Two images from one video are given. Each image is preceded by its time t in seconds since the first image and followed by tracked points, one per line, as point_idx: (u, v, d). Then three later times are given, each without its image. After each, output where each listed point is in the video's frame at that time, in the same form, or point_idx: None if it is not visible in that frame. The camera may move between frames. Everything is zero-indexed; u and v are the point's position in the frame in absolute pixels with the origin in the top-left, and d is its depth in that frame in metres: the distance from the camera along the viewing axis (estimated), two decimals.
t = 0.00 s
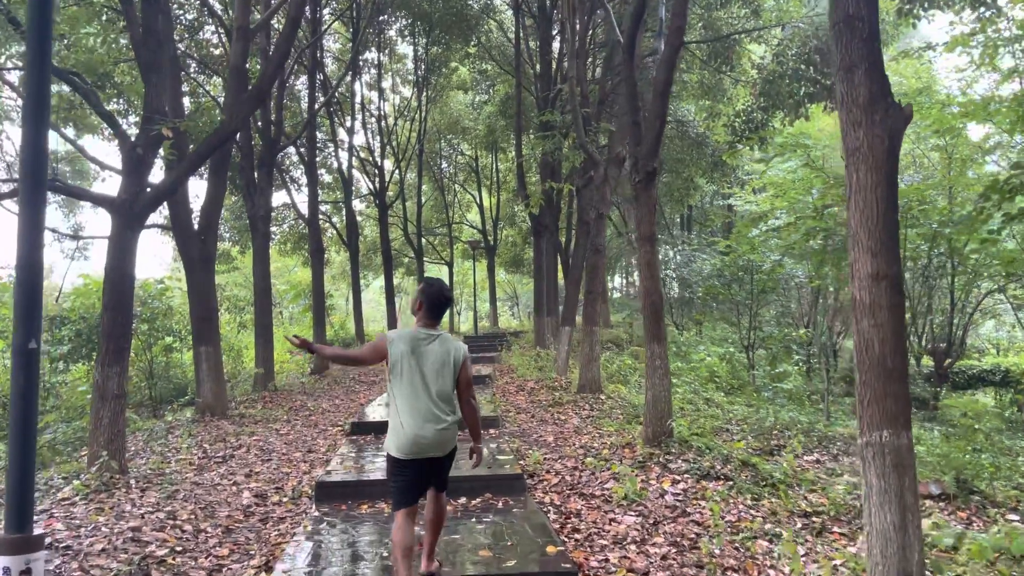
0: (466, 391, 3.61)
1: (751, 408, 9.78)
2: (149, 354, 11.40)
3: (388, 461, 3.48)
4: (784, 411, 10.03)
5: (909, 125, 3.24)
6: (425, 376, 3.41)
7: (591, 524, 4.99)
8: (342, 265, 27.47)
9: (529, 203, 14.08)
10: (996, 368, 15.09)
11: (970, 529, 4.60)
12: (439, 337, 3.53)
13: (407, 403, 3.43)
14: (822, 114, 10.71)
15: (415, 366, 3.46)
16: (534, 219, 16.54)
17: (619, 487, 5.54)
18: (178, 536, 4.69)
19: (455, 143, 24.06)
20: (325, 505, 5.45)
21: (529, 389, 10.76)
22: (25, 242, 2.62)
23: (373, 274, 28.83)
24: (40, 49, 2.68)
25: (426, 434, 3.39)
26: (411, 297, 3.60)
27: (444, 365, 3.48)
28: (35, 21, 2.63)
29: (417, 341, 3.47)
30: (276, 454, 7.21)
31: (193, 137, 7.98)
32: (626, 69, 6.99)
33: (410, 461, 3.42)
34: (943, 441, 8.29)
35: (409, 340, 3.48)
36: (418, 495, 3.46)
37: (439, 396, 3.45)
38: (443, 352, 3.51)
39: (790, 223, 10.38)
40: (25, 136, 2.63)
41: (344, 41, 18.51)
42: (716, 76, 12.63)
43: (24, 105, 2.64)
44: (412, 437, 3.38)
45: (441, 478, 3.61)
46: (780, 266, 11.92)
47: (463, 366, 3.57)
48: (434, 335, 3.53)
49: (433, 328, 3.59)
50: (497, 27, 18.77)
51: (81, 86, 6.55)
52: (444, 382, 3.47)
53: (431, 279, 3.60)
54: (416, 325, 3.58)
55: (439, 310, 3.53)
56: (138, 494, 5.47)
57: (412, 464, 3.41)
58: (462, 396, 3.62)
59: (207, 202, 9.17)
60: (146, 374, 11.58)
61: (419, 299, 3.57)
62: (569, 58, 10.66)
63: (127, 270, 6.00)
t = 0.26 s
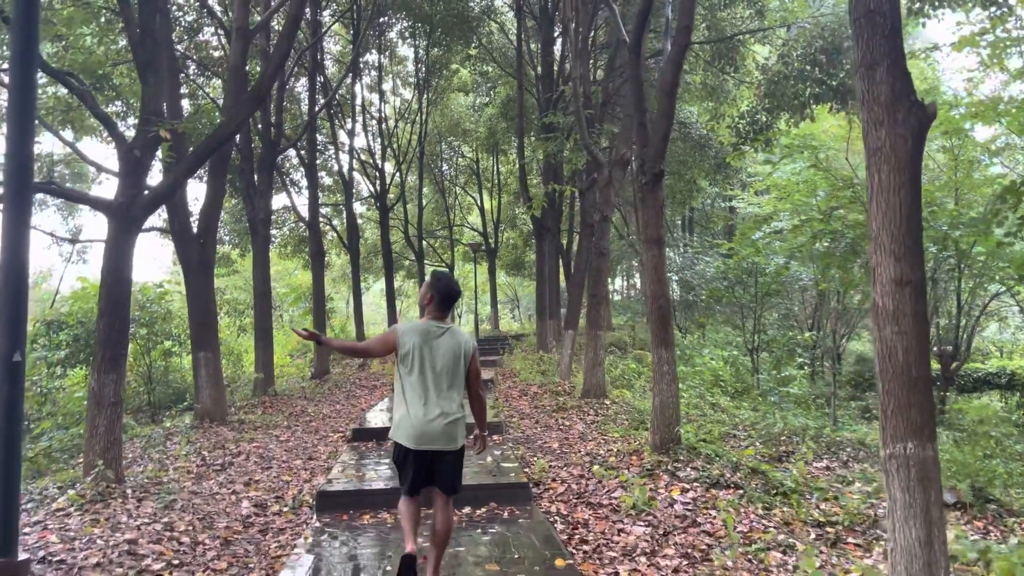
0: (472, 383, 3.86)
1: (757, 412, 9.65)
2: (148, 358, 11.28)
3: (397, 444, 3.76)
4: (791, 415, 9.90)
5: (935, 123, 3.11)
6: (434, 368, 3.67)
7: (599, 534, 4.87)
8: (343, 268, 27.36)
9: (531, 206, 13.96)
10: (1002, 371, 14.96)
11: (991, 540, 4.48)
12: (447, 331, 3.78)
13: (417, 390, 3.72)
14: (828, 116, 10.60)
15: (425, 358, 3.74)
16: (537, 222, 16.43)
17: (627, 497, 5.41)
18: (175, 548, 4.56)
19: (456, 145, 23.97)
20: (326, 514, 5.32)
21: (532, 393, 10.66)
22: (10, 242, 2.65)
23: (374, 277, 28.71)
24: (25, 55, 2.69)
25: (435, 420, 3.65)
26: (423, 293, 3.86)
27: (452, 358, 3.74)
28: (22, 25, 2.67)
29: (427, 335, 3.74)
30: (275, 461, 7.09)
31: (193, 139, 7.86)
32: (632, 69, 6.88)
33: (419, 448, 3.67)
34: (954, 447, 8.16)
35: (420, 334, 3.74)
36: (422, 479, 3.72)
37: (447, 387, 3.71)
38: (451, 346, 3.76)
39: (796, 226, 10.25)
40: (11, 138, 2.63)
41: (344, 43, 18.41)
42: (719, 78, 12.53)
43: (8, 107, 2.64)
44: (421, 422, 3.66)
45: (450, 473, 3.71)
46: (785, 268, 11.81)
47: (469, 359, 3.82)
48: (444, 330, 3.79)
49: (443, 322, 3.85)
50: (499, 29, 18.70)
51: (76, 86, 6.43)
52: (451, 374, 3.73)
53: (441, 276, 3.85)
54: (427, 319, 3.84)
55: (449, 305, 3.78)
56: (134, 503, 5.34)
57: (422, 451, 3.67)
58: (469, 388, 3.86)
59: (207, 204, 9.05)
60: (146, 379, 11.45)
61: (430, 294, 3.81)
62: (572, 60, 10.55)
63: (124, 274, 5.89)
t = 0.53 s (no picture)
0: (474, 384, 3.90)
1: (763, 418, 9.51)
2: (147, 363, 11.16)
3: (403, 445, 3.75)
4: (797, 421, 9.77)
5: (959, 120, 3.00)
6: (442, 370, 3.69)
7: (606, 545, 4.74)
8: (343, 272, 27.25)
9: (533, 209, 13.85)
10: (1007, 375, 14.83)
11: (1011, 552, 4.35)
12: (452, 333, 3.81)
13: (422, 390, 3.71)
14: (833, 118, 10.49)
15: (431, 360, 3.73)
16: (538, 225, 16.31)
17: (634, 506, 5.28)
18: (171, 560, 4.43)
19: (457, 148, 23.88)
20: (326, 524, 5.20)
21: (534, 398, 10.54)
22: None
23: (374, 281, 28.58)
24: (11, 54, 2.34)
25: (441, 420, 3.65)
26: (426, 295, 3.86)
27: (457, 359, 3.78)
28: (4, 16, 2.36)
29: (434, 336, 3.74)
30: (275, 468, 6.97)
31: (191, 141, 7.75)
32: (637, 70, 6.76)
33: (425, 449, 3.68)
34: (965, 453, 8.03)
35: (426, 336, 3.74)
36: (425, 478, 3.78)
37: (452, 388, 3.74)
38: (456, 348, 3.79)
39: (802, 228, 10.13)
40: None
41: (344, 45, 18.32)
42: (723, 79, 12.43)
43: None
44: (426, 422, 3.65)
45: (450, 478, 3.68)
46: (790, 272, 11.69)
47: (473, 360, 3.87)
48: (449, 332, 3.80)
49: (447, 324, 3.86)
50: (500, 32, 18.61)
51: (72, 87, 6.35)
52: (457, 375, 3.76)
53: (444, 278, 3.87)
54: (430, 321, 3.84)
55: (453, 306, 3.83)
56: (130, 513, 5.21)
57: (429, 451, 3.67)
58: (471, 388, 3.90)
59: (206, 207, 8.95)
60: (144, 384, 11.33)
61: (433, 296, 3.85)
62: (575, 61, 10.45)
63: (120, 280, 5.77)
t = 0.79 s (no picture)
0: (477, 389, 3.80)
1: (771, 422, 9.37)
2: (147, 366, 11.06)
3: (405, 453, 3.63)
4: (805, 424, 9.62)
5: (984, 111, 2.87)
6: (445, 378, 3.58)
7: (615, 553, 4.60)
8: (345, 275, 27.16)
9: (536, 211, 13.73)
10: (1016, 378, 14.65)
11: None
12: (454, 339, 3.70)
13: (426, 398, 3.59)
14: (841, 118, 10.36)
15: (434, 367, 3.62)
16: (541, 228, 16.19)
17: (642, 513, 5.14)
18: (167, 567, 4.31)
19: (459, 151, 23.79)
20: (326, 531, 5.07)
21: (538, 402, 10.41)
22: None
23: (376, 284, 28.48)
24: None
25: (445, 428, 3.55)
26: (426, 301, 3.74)
27: (460, 366, 3.67)
28: None
29: (436, 344, 3.63)
30: (274, 473, 6.84)
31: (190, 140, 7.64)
32: (643, 68, 6.64)
33: (431, 456, 3.58)
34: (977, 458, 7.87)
35: (428, 343, 3.63)
36: (430, 485, 3.66)
37: (456, 395, 3.63)
38: (459, 354, 3.69)
39: (809, 230, 10.00)
40: None
41: (346, 48, 18.26)
42: (728, 80, 12.32)
43: None
44: (431, 430, 3.55)
45: (455, 486, 3.57)
46: (796, 274, 11.56)
47: (476, 366, 3.76)
48: (451, 338, 3.70)
49: (448, 330, 3.76)
50: (503, 34, 18.52)
51: (69, 85, 6.30)
52: (460, 382, 3.65)
53: (445, 283, 3.76)
54: (432, 327, 3.72)
55: (454, 314, 3.72)
56: (125, 519, 5.09)
57: (434, 459, 3.58)
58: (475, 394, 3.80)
59: (206, 208, 8.85)
60: (144, 388, 11.22)
61: (434, 303, 3.75)
62: (579, 61, 10.34)
63: (115, 282, 5.65)
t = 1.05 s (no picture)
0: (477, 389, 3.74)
1: (780, 427, 9.19)
2: (147, 369, 10.93)
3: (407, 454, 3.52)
4: (815, 430, 9.44)
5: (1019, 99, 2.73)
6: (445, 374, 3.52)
7: (623, 563, 4.44)
8: (348, 279, 27.04)
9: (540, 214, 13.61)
10: None
11: None
12: (455, 337, 3.65)
13: (427, 397, 3.52)
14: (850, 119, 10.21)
15: (435, 365, 3.56)
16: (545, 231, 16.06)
17: (651, 521, 4.98)
18: None
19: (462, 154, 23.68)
20: (326, 539, 4.93)
21: (543, 407, 10.25)
22: None
23: (380, 288, 28.36)
24: None
25: (447, 427, 3.48)
26: (427, 300, 3.70)
27: (461, 363, 3.61)
28: None
29: (437, 341, 3.58)
30: (274, 479, 6.69)
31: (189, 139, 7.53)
32: (651, 65, 6.50)
33: (431, 454, 3.49)
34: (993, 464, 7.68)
35: (429, 340, 3.57)
36: (436, 486, 3.52)
37: (457, 392, 3.56)
38: (459, 352, 3.63)
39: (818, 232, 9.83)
40: None
41: (350, 50, 18.16)
42: (735, 81, 12.19)
43: None
44: (433, 429, 3.47)
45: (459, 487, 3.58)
46: (805, 277, 11.40)
47: (476, 365, 3.70)
48: (452, 336, 3.65)
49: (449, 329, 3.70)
50: (507, 36, 18.43)
51: (65, 81, 6.15)
52: (461, 380, 3.59)
53: (445, 283, 3.72)
54: (433, 326, 3.67)
55: (455, 313, 3.65)
56: (119, 526, 4.94)
57: (434, 456, 3.49)
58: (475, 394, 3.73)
59: (206, 208, 8.74)
60: (144, 391, 11.10)
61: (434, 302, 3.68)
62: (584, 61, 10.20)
63: (112, 282, 5.52)
